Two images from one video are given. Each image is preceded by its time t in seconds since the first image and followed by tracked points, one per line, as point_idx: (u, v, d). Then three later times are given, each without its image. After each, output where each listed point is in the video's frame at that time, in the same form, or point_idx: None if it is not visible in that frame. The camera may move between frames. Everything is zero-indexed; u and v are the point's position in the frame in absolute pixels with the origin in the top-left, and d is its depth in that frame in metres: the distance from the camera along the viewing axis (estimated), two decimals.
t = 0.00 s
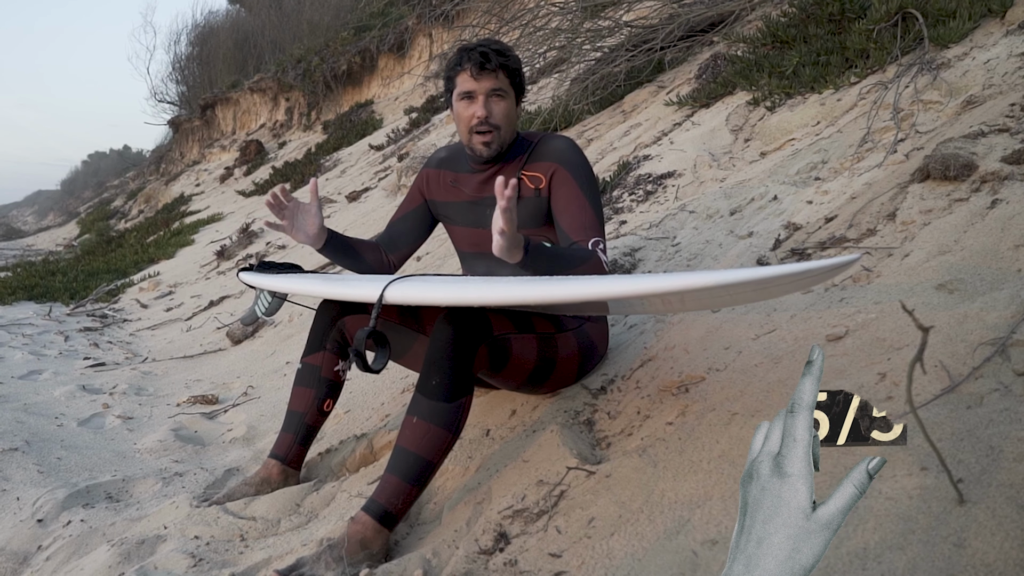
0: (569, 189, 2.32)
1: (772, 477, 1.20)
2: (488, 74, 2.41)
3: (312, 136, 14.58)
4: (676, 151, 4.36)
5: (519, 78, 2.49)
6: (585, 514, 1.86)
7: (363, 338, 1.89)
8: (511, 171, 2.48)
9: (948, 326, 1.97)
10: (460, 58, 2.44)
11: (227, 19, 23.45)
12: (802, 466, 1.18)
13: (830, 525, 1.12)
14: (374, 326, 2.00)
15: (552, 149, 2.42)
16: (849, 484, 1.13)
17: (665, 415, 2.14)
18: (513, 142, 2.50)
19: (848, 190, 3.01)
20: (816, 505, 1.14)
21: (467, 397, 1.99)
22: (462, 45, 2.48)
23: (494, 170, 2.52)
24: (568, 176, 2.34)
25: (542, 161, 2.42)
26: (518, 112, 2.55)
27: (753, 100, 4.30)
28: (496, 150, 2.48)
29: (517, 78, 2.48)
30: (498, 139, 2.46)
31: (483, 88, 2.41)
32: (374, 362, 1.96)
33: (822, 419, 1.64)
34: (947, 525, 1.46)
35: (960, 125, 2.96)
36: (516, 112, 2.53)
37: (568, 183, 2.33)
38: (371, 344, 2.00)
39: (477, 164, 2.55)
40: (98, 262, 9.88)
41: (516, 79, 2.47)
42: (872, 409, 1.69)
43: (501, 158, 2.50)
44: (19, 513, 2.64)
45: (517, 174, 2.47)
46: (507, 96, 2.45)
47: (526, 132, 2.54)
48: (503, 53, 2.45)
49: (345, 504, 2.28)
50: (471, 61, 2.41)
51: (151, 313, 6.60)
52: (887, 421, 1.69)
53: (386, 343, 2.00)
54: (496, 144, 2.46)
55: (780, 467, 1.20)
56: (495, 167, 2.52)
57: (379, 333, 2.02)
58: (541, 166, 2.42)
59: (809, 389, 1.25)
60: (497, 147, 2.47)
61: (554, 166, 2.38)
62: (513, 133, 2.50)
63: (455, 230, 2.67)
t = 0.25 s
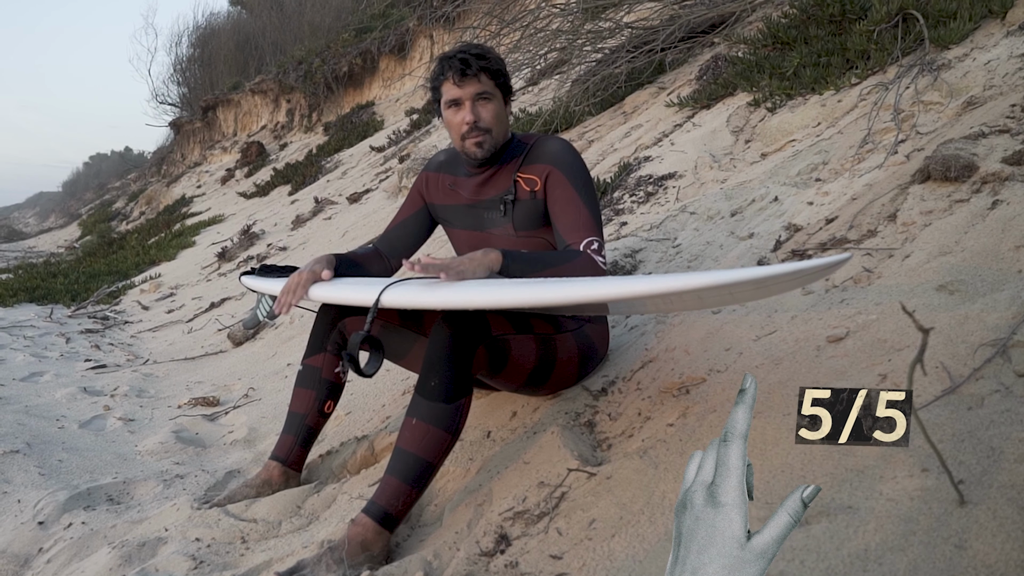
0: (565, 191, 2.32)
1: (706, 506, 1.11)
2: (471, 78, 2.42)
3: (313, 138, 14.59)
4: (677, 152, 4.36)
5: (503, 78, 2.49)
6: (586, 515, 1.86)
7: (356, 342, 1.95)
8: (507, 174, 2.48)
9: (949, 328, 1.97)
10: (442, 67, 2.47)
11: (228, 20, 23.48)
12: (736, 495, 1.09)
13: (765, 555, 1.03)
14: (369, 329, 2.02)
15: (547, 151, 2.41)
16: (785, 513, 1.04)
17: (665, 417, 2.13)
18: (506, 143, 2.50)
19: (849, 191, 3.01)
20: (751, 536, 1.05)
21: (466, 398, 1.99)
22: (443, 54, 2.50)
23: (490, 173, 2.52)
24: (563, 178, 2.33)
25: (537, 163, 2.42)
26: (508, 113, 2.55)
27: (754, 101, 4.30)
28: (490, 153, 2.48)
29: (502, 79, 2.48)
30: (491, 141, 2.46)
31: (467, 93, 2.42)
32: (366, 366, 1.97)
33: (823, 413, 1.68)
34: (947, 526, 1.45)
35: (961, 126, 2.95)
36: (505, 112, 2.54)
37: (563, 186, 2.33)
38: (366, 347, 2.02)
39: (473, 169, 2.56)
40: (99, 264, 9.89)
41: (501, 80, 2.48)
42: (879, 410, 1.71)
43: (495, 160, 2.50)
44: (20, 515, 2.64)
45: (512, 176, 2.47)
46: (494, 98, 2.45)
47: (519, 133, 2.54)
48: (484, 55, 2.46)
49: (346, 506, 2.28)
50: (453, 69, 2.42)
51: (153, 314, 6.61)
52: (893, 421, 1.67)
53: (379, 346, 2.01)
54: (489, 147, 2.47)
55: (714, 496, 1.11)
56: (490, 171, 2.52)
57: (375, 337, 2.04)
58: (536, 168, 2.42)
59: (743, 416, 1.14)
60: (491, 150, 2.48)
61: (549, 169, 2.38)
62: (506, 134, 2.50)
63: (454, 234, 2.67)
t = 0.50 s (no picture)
0: (562, 194, 2.32)
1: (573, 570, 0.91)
2: (462, 81, 2.43)
3: (313, 140, 14.60)
4: (676, 154, 4.36)
5: (494, 79, 2.50)
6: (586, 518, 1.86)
7: (354, 343, 1.96)
8: (504, 177, 2.49)
9: (948, 330, 1.97)
10: (432, 73, 2.48)
11: (228, 22, 23.49)
12: (605, 556, 0.89)
13: None
14: (367, 332, 2.03)
15: (543, 154, 2.41)
16: None
17: (665, 419, 2.13)
18: (501, 144, 2.51)
19: (848, 193, 3.01)
20: None
21: (466, 400, 1.99)
22: (432, 61, 2.52)
23: (487, 176, 2.52)
24: (559, 180, 2.34)
25: (534, 166, 2.42)
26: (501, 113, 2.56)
27: (753, 103, 4.30)
28: (486, 154, 2.48)
29: (492, 80, 2.49)
30: (486, 141, 2.46)
31: (459, 95, 2.43)
32: (361, 367, 1.99)
33: (823, 416, 1.82)
34: (946, 529, 1.45)
35: (960, 128, 2.96)
36: (498, 113, 2.54)
37: (560, 188, 2.33)
38: (365, 350, 2.02)
39: (470, 171, 2.56)
40: (99, 266, 9.89)
41: (491, 81, 2.49)
42: (879, 410, 1.77)
43: (492, 162, 2.50)
44: (19, 518, 2.64)
45: (509, 179, 2.47)
46: (485, 98, 2.46)
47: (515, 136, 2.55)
48: (473, 58, 2.47)
49: (346, 508, 2.28)
50: (442, 74, 2.44)
51: (152, 317, 6.61)
52: (893, 422, 1.72)
53: (376, 349, 2.02)
54: (485, 147, 2.46)
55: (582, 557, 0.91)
56: (487, 173, 2.52)
57: (374, 340, 2.04)
58: (533, 171, 2.42)
59: (613, 475, 0.97)
60: (487, 151, 2.48)
61: (546, 171, 2.38)
62: (500, 134, 2.50)
63: (453, 237, 2.67)
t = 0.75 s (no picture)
0: (561, 197, 2.32)
1: None
2: (458, 84, 2.43)
3: (312, 143, 14.62)
4: (675, 158, 4.37)
5: (489, 81, 2.50)
6: (586, 521, 1.86)
7: (361, 349, 1.96)
8: (503, 180, 2.49)
9: (948, 334, 1.97)
10: (429, 76, 2.48)
11: (228, 26, 23.53)
12: None
13: None
14: (373, 336, 2.03)
15: (542, 157, 2.42)
16: None
17: (665, 422, 2.13)
18: (498, 146, 2.51)
19: (847, 197, 3.01)
20: None
21: (466, 403, 1.99)
22: (428, 65, 2.52)
23: (485, 179, 2.53)
24: (558, 184, 2.34)
25: (532, 170, 2.42)
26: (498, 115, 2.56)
27: (752, 107, 4.31)
28: (483, 157, 2.49)
29: (488, 82, 2.49)
30: (483, 144, 2.47)
31: (456, 99, 2.43)
32: (373, 373, 1.98)
33: (823, 418, 1.87)
34: (947, 533, 1.45)
35: (959, 132, 2.96)
36: (495, 115, 2.54)
37: (559, 192, 2.33)
38: (371, 353, 2.02)
39: (468, 174, 2.57)
40: (99, 269, 9.90)
41: (487, 83, 2.48)
42: (879, 412, 1.82)
43: (490, 164, 2.51)
44: (18, 521, 2.64)
45: (508, 182, 2.47)
46: (482, 101, 2.46)
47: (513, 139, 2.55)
48: (469, 61, 2.46)
49: (346, 512, 2.28)
50: (438, 77, 2.43)
51: (152, 320, 6.61)
52: (894, 424, 1.76)
53: (384, 353, 2.02)
54: (482, 150, 2.47)
55: None
56: (486, 176, 2.53)
57: (377, 343, 2.04)
58: (532, 175, 2.42)
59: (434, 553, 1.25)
60: (485, 153, 2.48)
61: (545, 175, 2.38)
62: (497, 137, 2.51)
63: (453, 240, 2.67)
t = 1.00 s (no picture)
0: (561, 194, 2.32)
1: None
2: (454, 81, 2.43)
3: (312, 140, 14.60)
4: (676, 155, 4.36)
5: (487, 78, 2.49)
6: (586, 518, 1.86)
7: (354, 343, 1.97)
8: (503, 177, 2.49)
9: (949, 331, 1.97)
10: (426, 74, 2.49)
11: (227, 23, 23.49)
12: None
13: None
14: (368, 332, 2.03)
15: (542, 154, 2.41)
16: None
17: (665, 419, 2.13)
18: (497, 143, 2.50)
19: (848, 194, 3.01)
20: None
21: (466, 400, 1.98)
22: (426, 63, 2.53)
23: (485, 176, 2.52)
24: (559, 181, 2.34)
25: (533, 166, 2.42)
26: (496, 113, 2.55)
27: (753, 104, 4.31)
28: (482, 154, 2.48)
29: (485, 79, 2.49)
30: (481, 141, 2.46)
31: (452, 96, 2.43)
32: (363, 367, 1.99)
33: (823, 417, 1.87)
34: (948, 529, 1.45)
35: (960, 129, 2.96)
36: (493, 112, 2.54)
37: (559, 188, 2.33)
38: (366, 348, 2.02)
39: (468, 172, 2.57)
40: (98, 266, 9.89)
41: (484, 80, 2.48)
42: (880, 411, 1.81)
43: (489, 162, 2.51)
44: (19, 517, 2.64)
45: (508, 179, 2.47)
46: (479, 98, 2.46)
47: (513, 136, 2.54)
48: (466, 58, 2.47)
49: (346, 508, 2.28)
50: (435, 75, 2.44)
51: (152, 317, 6.60)
52: (894, 422, 1.76)
53: (378, 347, 2.01)
54: (480, 147, 2.47)
55: None
56: (486, 173, 2.52)
57: (374, 339, 2.04)
58: (532, 172, 2.42)
59: None
60: (483, 150, 2.48)
61: (545, 172, 2.38)
62: (496, 134, 2.50)
63: (453, 237, 2.67)
